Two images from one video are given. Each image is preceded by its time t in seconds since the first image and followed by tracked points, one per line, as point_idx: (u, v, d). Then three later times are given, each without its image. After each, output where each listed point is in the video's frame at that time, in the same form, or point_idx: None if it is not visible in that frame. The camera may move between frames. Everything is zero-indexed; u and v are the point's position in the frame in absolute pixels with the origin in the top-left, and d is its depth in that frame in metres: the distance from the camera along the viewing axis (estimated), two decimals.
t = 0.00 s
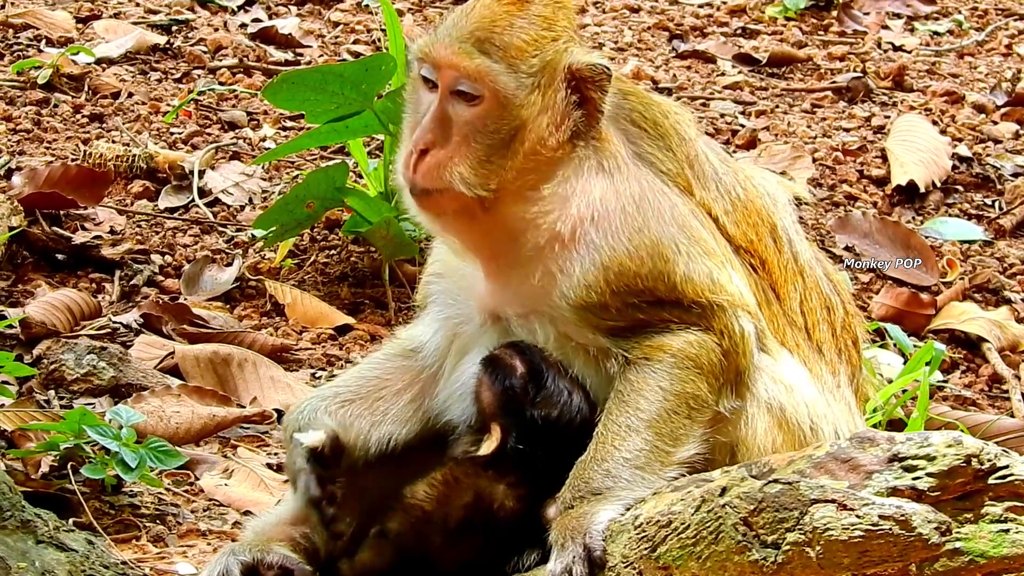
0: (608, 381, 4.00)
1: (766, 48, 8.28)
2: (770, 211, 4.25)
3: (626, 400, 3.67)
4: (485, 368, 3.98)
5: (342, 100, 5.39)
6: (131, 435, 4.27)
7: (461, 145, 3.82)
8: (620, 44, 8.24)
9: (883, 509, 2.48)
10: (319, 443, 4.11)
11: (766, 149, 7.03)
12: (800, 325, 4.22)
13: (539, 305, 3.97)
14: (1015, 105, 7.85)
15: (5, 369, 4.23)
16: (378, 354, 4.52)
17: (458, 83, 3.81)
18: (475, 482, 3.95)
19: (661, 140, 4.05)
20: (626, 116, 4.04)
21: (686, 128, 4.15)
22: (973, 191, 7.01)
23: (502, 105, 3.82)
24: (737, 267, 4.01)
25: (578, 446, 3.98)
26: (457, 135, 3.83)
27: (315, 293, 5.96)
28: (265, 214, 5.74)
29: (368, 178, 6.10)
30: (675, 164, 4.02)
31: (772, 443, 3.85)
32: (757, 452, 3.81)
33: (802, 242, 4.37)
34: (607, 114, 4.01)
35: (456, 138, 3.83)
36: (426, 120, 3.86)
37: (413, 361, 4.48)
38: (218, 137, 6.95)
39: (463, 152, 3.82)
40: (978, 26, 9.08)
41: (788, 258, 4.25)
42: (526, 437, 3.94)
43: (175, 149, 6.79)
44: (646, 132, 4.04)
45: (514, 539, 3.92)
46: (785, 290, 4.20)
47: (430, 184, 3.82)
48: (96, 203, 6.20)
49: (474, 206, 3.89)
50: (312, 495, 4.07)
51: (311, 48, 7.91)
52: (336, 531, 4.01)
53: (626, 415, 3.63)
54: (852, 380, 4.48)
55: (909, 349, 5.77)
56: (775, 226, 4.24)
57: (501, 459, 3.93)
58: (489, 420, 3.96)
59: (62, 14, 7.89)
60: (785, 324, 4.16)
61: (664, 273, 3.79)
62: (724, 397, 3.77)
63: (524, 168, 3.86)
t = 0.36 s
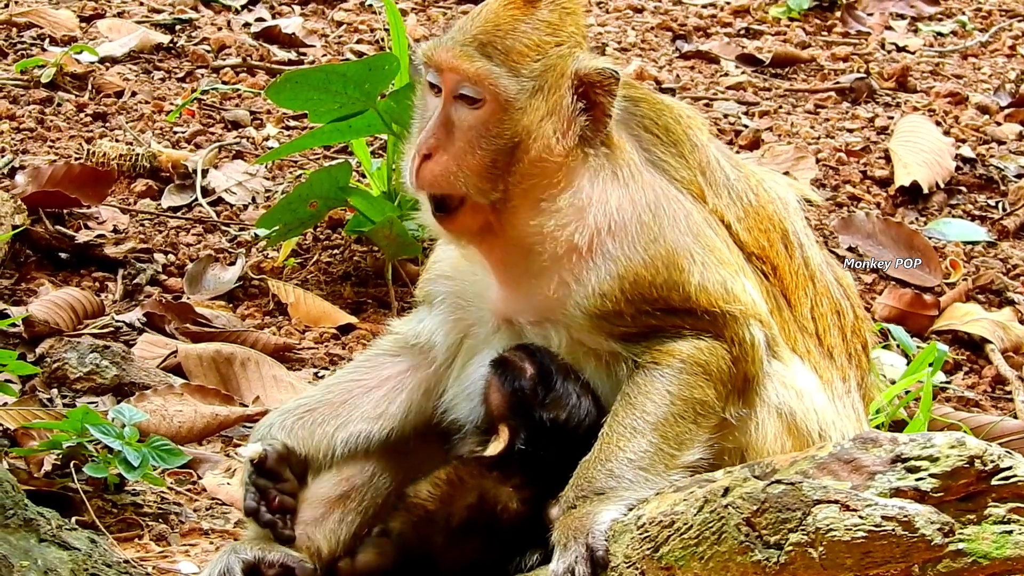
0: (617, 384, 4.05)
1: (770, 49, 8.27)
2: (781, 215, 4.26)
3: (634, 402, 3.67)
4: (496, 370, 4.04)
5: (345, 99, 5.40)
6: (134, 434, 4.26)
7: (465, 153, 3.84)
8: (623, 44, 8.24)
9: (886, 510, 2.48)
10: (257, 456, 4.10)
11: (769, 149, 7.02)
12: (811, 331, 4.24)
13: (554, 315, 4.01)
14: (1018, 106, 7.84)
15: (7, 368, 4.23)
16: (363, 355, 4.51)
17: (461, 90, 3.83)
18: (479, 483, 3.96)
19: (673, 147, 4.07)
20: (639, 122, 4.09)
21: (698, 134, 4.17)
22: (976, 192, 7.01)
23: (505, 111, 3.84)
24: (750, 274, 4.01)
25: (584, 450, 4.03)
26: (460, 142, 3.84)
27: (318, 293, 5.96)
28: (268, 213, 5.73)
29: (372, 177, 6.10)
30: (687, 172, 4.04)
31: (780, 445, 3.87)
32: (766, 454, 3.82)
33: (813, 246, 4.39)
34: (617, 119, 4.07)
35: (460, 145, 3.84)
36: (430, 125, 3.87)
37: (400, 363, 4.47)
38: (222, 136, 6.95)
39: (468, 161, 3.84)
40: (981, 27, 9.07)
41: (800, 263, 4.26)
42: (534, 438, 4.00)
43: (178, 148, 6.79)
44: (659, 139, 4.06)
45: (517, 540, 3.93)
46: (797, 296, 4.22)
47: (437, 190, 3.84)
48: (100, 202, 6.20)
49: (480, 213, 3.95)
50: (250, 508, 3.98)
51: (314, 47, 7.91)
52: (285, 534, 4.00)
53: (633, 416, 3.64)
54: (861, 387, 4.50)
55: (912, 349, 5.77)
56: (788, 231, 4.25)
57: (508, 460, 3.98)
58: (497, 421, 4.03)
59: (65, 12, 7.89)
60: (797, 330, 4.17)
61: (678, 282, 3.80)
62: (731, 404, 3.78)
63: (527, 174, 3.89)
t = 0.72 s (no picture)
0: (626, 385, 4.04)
1: (779, 49, 8.27)
2: (794, 217, 4.26)
3: (641, 401, 3.68)
4: (507, 369, 4.05)
5: (354, 99, 5.40)
6: (142, 434, 4.27)
7: (455, 132, 3.91)
8: (632, 44, 8.24)
9: (894, 510, 2.48)
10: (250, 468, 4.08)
11: (778, 150, 7.02)
12: (822, 332, 4.24)
13: (560, 315, 4.00)
14: None
15: (15, 368, 4.25)
16: (366, 358, 4.53)
17: (458, 71, 3.92)
18: (488, 482, 3.99)
19: (683, 149, 4.08)
20: (648, 124, 4.10)
21: (709, 136, 4.17)
22: (986, 193, 7.00)
23: (499, 94, 3.89)
24: (760, 275, 4.02)
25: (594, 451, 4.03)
26: (451, 121, 3.92)
27: (327, 293, 5.97)
28: (277, 213, 5.74)
29: (380, 177, 6.11)
30: (697, 175, 4.05)
31: (790, 445, 3.86)
32: (776, 453, 3.82)
33: (825, 247, 4.39)
34: (626, 121, 4.08)
35: (449, 125, 3.91)
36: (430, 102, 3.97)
37: (404, 361, 4.48)
38: (230, 136, 6.97)
39: (457, 142, 3.90)
40: (991, 28, 9.05)
41: (812, 265, 4.26)
42: (544, 439, 4.00)
43: (187, 148, 6.81)
44: (669, 142, 4.07)
45: (526, 540, 3.96)
46: (809, 297, 4.22)
47: (426, 166, 3.92)
48: (108, 202, 6.22)
49: (474, 202, 3.99)
50: (245, 515, 3.98)
51: (323, 48, 7.92)
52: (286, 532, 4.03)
53: (640, 416, 3.65)
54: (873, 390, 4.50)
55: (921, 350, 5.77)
56: (800, 232, 4.25)
57: (517, 462, 3.99)
58: (507, 423, 4.04)
59: (74, 13, 7.91)
60: (808, 331, 4.17)
61: (684, 281, 3.80)
62: (739, 403, 3.78)
63: (523, 163, 3.93)
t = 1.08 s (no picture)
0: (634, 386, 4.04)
1: (788, 49, 8.26)
2: (801, 216, 4.26)
3: (648, 401, 3.69)
4: (516, 370, 4.10)
5: (362, 99, 5.42)
6: (150, 434, 4.28)
7: (465, 126, 3.93)
8: (641, 44, 8.25)
9: (902, 510, 2.48)
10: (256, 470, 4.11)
11: (787, 150, 7.02)
12: (830, 330, 4.24)
13: (569, 314, 4.00)
14: None
15: (24, 368, 4.26)
16: (373, 360, 4.54)
17: (469, 64, 3.95)
18: (496, 482, 4.00)
19: (690, 149, 4.08)
20: (655, 122, 4.09)
21: (715, 136, 4.18)
22: (995, 193, 6.99)
23: (510, 87, 3.93)
24: (766, 274, 4.02)
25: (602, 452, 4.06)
26: (462, 113, 3.94)
27: (335, 293, 5.98)
28: (286, 213, 5.77)
29: (389, 178, 6.12)
30: (703, 174, 4.05)
31: (800, 443, 3.86)
32: (785, 451, 3.82)
33: (832, 245, 4.39)
34: (633, 120, 4.07)
35: (460, 117, 3.93)
36: (439, 98, 4.00)
37: (411, 364, 4.50)
38: (239, 137, 6.98)
39: (467, 137, 3.92)
40: (1000, 27, 9.04)
41: (820, 263, 4.26)
42: (553, 439, 4.04)
43: (195, 148, 6.82)
44: (675, 141, 4.07)
45: (534, 540, 3.95)
46: (816, 296, 4.22)
47: (434, 161, 3.94)
48: (117, 202, 6.24)
49: (480, 197, 4.00)
50: (251, 516, 3.99)
51: (332, 47, 7.94)
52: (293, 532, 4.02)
53: (647, 416, 3.65)
54: (881, 388, 4.50)
55: (930, 350, 5.77)
56: (807, 230, 4.26)
57: (525, 461, 4.02)
58: (516, 423, 4.08)
59: (83, 13, 7.93)
60: (815, 329, 4.18)
61: (690, 281, 3.81)
62: (747, 402, 3.77)
63: (530, 160, 3.95)
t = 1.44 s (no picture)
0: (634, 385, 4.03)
1: (789, 49, 8.26)
2: (805, 218, 4.26)
3: (648, 401, 3.69)
4: (517, 370, 4.10)
5: (364, 98, 5.42)
6: (150, 433, 4.28)
7: (449, 86, 3.92)
8: (643, 45, 8.25)
9: (902, 509, 2.48)
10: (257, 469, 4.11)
11: (788, 150, 7.02)
12: (831, 332, 4.25)
13: (561, 305, 4.00)
14: None
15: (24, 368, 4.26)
16: (375, 358, 4.55)
17: (469, 27, 3.94)
18: (496, 482, 4.01)
19: (694, 152, 4.07)
20: (660, 125, 4.09)
21: (719, 138, 4.17)
22: (996, 193, 6.99)
23: (494, 53, 3.89)
24: (767, 274, 4.02)
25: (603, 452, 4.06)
26: (447, 76, 3.93)
27: (336, 292, 5.99)
28: (287, 212, 5.78)
29: (390, 177, 6.12)
30: (705, 176, 4.04)
31: (801, 443, 3.86)
32: (786, 451, 3.82)
33: (834, 247, 4.40)
34: (637, 122, 4.07)
35: (444, 78, 3.93)
36: (436, 58, 4.00)
37: (412, 364, 4.50)
38: (240, 136, 6.98)
39: (450, 102, 3.92)
40: (1002, 27, 9.03)
41: (822, 265, 4.26)
42: (553, 439, 4.04)
43: (196, 147, 6.82)
44: (679, 143, 4.06)
45: (534, 540, 3.96)
46: (818, 297, 4.23)
47: (415, 114, 3.97)
48: (118, 202, 6.23)
49: (461, 164, 4.00)
50: (253, 515, 3.98)
51: (334, 46, 7.94)
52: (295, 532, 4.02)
53: (647, 415, 3.66)
54: (883, 390, 4.50)
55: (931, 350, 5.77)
56: (810, 232, 4.25)
57: (525, 462, 4.03)
58: (516, 424, 4.09)
59: (84, 12, 7.93)
60: (816, 330, 4.18)
61: (687, 279, 3.82)
62: (748, 401, 3.77)
63: (515, 142, 3.93)
